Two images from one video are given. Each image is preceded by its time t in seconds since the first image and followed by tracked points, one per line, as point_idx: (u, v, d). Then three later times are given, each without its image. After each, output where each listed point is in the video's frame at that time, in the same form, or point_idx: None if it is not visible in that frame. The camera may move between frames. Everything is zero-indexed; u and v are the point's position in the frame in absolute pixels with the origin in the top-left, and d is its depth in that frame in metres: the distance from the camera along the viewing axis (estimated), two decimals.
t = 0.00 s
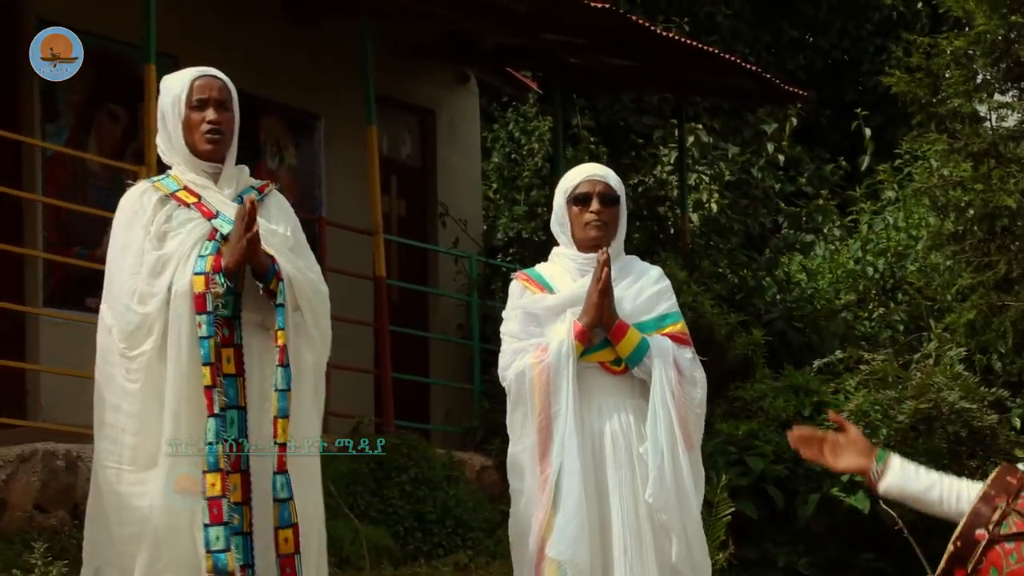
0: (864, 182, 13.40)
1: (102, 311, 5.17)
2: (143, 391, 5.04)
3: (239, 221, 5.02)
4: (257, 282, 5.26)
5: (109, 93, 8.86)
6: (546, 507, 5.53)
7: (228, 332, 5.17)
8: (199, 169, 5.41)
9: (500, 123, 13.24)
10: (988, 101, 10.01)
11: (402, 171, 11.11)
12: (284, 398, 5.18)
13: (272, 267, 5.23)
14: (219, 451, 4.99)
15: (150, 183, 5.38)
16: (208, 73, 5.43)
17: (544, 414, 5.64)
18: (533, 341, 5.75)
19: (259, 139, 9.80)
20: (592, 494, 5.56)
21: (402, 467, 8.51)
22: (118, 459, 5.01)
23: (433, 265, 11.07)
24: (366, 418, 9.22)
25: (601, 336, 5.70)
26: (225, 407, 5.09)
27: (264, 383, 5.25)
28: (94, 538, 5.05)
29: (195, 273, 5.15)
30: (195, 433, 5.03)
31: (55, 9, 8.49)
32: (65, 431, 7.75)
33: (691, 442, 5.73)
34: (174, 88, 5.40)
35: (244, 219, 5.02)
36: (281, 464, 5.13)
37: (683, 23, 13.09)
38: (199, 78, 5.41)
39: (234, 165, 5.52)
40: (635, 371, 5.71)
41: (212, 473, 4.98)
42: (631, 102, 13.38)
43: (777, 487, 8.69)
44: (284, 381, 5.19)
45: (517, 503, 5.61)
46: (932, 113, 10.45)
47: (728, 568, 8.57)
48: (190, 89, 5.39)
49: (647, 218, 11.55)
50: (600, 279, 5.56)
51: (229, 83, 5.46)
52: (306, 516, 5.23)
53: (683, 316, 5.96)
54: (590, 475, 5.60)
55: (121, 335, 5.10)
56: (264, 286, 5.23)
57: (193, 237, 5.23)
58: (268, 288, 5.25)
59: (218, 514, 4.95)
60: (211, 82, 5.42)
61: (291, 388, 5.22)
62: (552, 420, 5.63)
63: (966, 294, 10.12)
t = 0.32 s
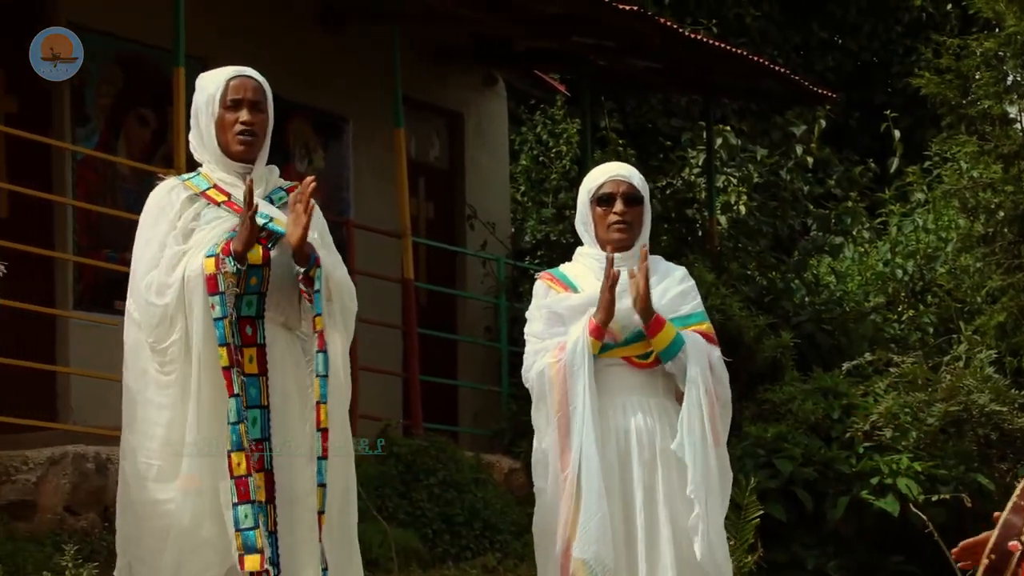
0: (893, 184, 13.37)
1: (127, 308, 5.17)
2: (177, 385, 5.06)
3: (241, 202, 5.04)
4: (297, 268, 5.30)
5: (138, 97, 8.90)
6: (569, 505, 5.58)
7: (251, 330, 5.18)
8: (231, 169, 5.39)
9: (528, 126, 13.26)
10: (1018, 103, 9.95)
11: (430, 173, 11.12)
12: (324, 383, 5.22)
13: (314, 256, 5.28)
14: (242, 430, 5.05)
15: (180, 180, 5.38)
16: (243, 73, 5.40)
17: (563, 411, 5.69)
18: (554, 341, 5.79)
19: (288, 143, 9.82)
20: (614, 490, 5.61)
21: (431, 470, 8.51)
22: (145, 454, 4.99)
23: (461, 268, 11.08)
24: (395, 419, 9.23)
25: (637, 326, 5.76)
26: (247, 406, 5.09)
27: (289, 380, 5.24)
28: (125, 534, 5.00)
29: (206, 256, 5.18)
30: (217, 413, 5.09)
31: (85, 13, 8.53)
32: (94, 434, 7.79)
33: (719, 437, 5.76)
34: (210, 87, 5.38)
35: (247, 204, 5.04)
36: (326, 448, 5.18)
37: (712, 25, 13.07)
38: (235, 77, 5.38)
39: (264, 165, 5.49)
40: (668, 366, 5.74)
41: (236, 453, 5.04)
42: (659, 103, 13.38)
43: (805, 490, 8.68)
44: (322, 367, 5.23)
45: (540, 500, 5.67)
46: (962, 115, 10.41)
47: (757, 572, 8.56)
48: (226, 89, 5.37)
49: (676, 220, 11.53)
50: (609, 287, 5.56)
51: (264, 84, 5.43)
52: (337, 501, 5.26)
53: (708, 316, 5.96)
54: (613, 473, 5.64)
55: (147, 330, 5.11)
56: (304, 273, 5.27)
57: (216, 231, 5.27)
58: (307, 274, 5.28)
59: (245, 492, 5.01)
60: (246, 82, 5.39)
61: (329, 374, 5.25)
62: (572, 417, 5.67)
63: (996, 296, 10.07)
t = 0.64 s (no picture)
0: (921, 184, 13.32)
1: (143, 312, 5.18)
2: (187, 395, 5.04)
3: (285, 228, 4.99)
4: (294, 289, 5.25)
5: (167, 99, 8.93)
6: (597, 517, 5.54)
7: (269, 335, 5.18)
8: (246, 172, 5.40)
9: (555, 126, 13.28)
10: None
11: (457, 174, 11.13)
12: (349, 402, 5.18)
13: (312, 277, 5.22)
14: (256, 453, 4.99)
15: (197, 184, 5.37)
16: (258, 76, 5.39)
17: (599, 423, 5.64)
18: (587, 346, 5.78)
19: (316, 145, 9.82)
20: (644, 503, 5.58)
21: (459, 471, 8.47)
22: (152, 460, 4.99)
23: (489, 268, 11.12)
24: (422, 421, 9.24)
25: (655, 342, 5.72)
26: (264, 411, 5.08)
27: (308, 390, 5.21)
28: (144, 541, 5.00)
29: (236, 277, 5.15)
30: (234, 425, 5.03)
31: (114, 15, 8.56)
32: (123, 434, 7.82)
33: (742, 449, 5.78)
34: (225, 90, 5.37)
35: (287, 227, 4.99)
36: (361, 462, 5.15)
37: (740, 25, 13.06)
38: (250, 80, 5.38)
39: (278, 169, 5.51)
40: (686, 379, 5.70)
41: (249, 476, 4.97)
42: (687, 104, 13.39)
43: (834, 491, 8.66)
44: (345, 386, 5.20)
45: (567, 513, 5.64)
46: (992, 116, 10.36)
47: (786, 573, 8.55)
48: (240, 92, 5.36)
49: (704, 221, 11.50)
50: (653, 294, 5.52)
51: (279, 86, 5.43)
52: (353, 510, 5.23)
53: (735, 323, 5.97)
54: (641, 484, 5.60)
55: (161, 337, 5.10)
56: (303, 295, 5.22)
57: (237, 241, 5.23)
58: (305, 296, 5.23)
59: (252, 516, 4.93)
60: (261, 85, 5.38)
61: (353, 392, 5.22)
62: (608, 429, 5.62)
63: None
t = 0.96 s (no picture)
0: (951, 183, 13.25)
1: (179, 306, 5.21)
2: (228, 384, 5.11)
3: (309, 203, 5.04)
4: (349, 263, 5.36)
5: (195, 99, 8.96)
6: (624, 508, 5.57)
7: (304, 329, 5.24)
8: (277, 168, 5.45)
9: (583, 126, 13.27)
10: None
11: (485, 174, 11.14)
12: (361, 380, 5.31)
13: (366, 253, 5.33)
14: (284, 432, 5.08)
15: (230, 181, 5.42)
16: (287, 73, 5.43)
17: (619, 411, 5.69)
18: (609, 340, 5.80)
19: (344, 144, 9.84)
20: (671, 488, 5.60)
21: (486, 470, 8.47)
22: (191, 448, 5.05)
23: (517, 268, 11.12)
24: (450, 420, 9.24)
25: (695, 325, 5.76)
26: (297, 405, 5.14)
27: (339, 377, 5.29)
28: (174, 528, 5.04)
29: (266, 256, 5.21)
30: (265, 403, 5.12)
31: (142, 16, 8.60)
32: (153, 434, 7.84)
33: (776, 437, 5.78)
34: (254, 87, 5.41)
35: (312, 203, 5.03)
36: (360, 446, 5.23)
37: (768, 25, 13.04)
38: (279, 77, 5.41)
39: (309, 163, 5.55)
40: (725, 365, 5.74)
41: (274, 454, 5.07)
42: (715, 103, 13.37)
43: (863, 491, 8.64)
44: (362, 365, 5.32)
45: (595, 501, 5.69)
46: None
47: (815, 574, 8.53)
48: (270, 89, 5.40)
49: (732, 221, 11.49)
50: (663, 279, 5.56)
51: (307, 81, 5.45)
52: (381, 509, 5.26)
53: (764, 317, 5.96)
54: (668, 472, 5.61)
55: (203, 327, 5.15)
56: (355, 269, 5.33)
57: (272, 231, 5.30)
58: (357, 271, 5.35)
59: (277, 495, 5.03)
60: (290, 81, 5.41)
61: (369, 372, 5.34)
62: (627, 416, 5.67)
63: None
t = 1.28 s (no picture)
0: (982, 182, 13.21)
1: (219, 315, 5.31)
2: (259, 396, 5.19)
3: (359, 232, 5.08)
4: (372, 287, 5.34)
5: (226, 99, 8.99)
6: (655, 518, 5.56)
7: (344, 333, 5.28)
8: (316, 172, 5.48)
9: (612, 125, 13.26)
10: None
11: (515, 173, 11.14)
12: (402, 402, 5.27)
13: (388, 274, 5.31)
14: (336, 450, 5.12)
15: (270, 187, 5.48)
16: (325, 77, 5.48)
17: (658, 422, 5.66)
18: (646, 347, 5.78)
19: (374, 144, 9.86)
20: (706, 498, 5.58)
21: (516, 469, 8.48)
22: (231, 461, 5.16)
23: (546, 268, 11.11)
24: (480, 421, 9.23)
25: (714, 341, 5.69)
26: (341, 410, 5.18)
27: (382, 385, 5.31)
28: (212, 535, 5.18)
29: (311, 277, 5.26)
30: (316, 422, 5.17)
31: (174, 18, 8.63)
32: (185, 433, 7.87)
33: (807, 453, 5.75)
34: (292, 91, 5.47)
35: (360, 230, 5.08)
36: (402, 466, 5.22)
37: (798, 23, 13.02)
38: (316, 80, 5.47)
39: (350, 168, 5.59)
40: (747, 381, 5.69)
41: (328, 473, 5.10)
42: (744, 102, 13.34)
43: (894, 490, 8.61)
44: (401, 386, 5.27)
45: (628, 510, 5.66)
46: None
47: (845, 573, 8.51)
48: (307, 93, 5.45)
49: (762, 219, 11.47)
50: (714, 297, 5.51)
51: (345, 85, 5.51)
52: (419, 517, 5.32)
53: (794, 321, 5.94)
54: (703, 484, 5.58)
55: (237, 336, 5.24)
56: (381, 293, 5.31)
57: (311, 241, 5.33)
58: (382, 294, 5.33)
59: (331, 513, 5.07)
60: (327, 85, 5.47)
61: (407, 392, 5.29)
62: (666, 428, 5.64)
63: None
